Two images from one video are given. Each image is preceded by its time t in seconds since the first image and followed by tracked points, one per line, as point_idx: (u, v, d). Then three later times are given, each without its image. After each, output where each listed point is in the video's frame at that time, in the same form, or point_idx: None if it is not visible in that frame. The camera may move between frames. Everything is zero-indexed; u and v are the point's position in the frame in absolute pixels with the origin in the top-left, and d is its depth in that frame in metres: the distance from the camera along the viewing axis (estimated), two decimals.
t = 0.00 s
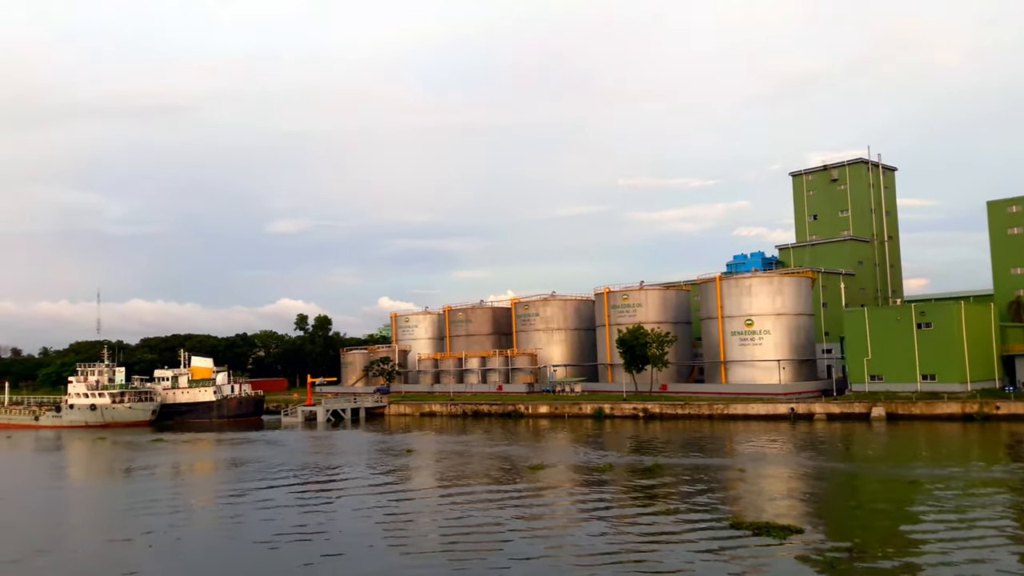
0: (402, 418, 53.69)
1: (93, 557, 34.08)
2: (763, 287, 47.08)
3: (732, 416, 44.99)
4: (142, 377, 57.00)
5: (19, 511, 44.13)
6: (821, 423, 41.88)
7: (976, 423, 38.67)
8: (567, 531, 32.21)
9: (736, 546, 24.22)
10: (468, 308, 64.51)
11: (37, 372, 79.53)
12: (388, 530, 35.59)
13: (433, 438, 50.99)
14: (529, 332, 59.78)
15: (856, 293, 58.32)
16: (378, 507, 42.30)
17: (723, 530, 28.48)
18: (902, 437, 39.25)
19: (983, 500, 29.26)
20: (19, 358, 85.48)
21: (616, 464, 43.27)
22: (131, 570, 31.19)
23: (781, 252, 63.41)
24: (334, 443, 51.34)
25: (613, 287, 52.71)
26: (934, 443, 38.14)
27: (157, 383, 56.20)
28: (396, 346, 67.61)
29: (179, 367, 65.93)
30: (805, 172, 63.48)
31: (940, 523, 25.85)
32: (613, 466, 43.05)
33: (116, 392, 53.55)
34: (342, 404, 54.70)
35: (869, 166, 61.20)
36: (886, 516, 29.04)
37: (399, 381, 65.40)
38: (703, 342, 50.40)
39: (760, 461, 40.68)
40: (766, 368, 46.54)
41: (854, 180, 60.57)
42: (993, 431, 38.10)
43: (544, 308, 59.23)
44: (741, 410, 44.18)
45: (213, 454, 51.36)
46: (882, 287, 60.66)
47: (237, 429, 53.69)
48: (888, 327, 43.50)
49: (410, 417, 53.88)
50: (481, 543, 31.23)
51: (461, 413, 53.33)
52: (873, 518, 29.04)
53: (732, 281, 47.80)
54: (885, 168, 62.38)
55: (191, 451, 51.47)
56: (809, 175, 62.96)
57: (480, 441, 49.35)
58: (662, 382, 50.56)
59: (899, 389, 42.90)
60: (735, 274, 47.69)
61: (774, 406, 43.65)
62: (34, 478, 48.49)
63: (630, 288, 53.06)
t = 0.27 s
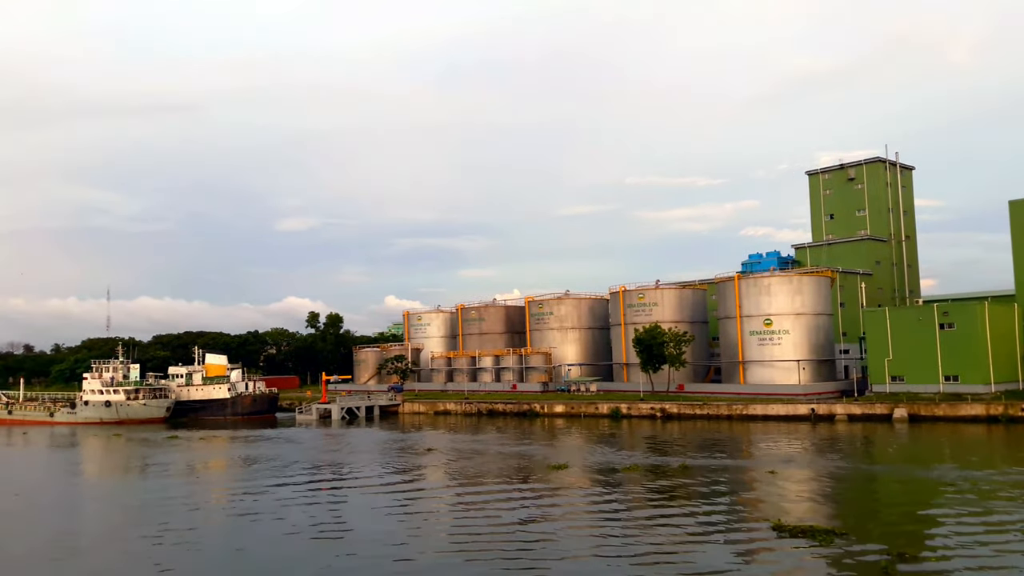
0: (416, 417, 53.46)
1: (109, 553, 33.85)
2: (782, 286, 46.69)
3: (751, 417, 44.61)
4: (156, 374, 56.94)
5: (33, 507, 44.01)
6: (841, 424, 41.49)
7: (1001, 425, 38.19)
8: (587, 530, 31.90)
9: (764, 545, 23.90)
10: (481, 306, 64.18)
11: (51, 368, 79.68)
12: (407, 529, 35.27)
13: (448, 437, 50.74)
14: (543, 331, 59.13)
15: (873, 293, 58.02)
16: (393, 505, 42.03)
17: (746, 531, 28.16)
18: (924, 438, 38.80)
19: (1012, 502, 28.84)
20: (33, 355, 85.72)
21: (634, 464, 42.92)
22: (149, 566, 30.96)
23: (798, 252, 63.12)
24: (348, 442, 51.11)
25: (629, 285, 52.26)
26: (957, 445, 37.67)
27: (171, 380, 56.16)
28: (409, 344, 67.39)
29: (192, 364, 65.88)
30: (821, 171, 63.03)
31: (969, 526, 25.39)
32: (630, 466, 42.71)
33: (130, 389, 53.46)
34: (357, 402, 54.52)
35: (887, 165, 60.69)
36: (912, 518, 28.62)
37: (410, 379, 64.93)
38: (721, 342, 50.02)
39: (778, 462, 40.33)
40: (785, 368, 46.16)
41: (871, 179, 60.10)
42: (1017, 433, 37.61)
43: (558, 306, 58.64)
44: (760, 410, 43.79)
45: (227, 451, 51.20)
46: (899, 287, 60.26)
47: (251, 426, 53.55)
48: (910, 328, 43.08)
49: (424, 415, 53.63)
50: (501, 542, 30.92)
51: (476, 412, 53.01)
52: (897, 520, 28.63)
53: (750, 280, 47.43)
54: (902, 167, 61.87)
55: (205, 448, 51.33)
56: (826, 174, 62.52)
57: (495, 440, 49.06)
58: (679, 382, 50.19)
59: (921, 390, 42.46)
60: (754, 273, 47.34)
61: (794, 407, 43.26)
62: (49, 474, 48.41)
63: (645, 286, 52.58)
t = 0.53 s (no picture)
0: (434, 417, 53.21)
1: (134, 551, 33.70)
2: (804, 286, 46.26)
3: (774, 417, 44.17)
4: (174, 373, 56.93)
5: (53, 507, 43.95)
6: (867, 425, 41.03)
7: None
8: (614, 531, 31.62)
9: (798, 549, 23.52)
10: (497, 306, 63.83)
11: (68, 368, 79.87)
12: (429, 529, 35.00)
13: (466, 436, 50.51)
14: (560, 330, 58.40)
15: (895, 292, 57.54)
16: (415, 505, 41.81)
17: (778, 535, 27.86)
18: (952, 439, 38.29)
19: None
20: (50, 354, 86.00)
21: (656, 464, 42.55)
22: (175, 564, 30.79)
23: (817, 250, 62.78)
24: (366, 442, 50.90)
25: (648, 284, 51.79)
26: (986, 445, 37.15)
27: (188, 379, 56.17)
28: (424, 344, 67.17)
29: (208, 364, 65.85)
30: (840, 169, 62.50)
31: (1005, 529, 24.94)
32: (651, 467, 42.34)
33: (148, 389, 53.42)
34: (375, 402, 54.32)
35: (907, 162, 60.07)
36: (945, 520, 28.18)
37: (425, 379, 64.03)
38: (741, 341, 49.61)
39: (801, 462, 39.91)
40: (808, 368, 45.77)
41: (892, 177, 59.51)
42: None
43: (576, 306, 57.87)
44: (784, 411, 43.33)
45: (246, 451, 51.08)
46: (920, 286, 59.69)
47: (268, 426, 53.41)
48: (935, 327, 42.59)
49: (442, 415, 53.37)
50: (525, 543, 30.61)
51: (494, 412, 52.67)
52: (929, 521, 28.18)
53: (772, 280, 47.03)
54: (923, 165, 61.24)
55: (224, 448, 51.23)
56: (845, 172, 62.00)
57: (514, 441, 48.74)
58: (700, 382, 49.76)
59: (947, 390, 41.97)
60: (776, 272, 46.95)
61: (818, 407, 42.81)
62: (68, 474, 48.38)
63: (664, 285, 52.10)
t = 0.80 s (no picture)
0: (453, 416, 52.97)
1: (159, 551, 33.59)
2: (828, 283, 45.85)
3: (799, 416, 43.72)
4: (192, 373, 56.91)
5: (73, 507, 43.92)
6: (893, 424, 40.58)
7: None
8: (640, 531, 31.30)
9: (832, 552, 23.17)
10: (514, 305, 63.51)
11: (84, 369, 80.06)
12: (452, 529, 34.73)
13: (486, 436, 50.25)
14: (577, 329, 57.92)
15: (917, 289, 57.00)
16: (436, 504, 41.58)
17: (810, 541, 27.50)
18: (981, 437, 37.80)
19: None
20: (66, 354, 86.22)
21: (678, 464, 42.18)
22: (199, 563, 30.62)
23: (837, 247, 62.28)
24: (385, 442, 50.69)
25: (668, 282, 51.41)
26: (1016, 443, 36.64)
27: (206, 379, 56.17)
28: (441, 344, 66.94)
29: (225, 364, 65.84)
30: (860, 166, 62.00)
31: None
32: (674, 466, 41.98)
33: (167, 389, 53.40)
34: (394, 401, 54.16)
35: (929, 158, 59.48)
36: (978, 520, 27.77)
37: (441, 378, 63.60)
38: (763, 339, 49.22)
39: (827, 461, 39.50)
40: (832, 366, 45.39)
41: (913, 173, 58.95)
42: None
43: (594, 305, 57.35)
44: (809, 409, 42.90)
45: (265, 451, 50.95)
46: (942, 283, 59.10)
47: (287, 426, 53.31)
48: (963, 324, 42.07)
49: (461, 414, 53.13)
50: (551, 543, 30.32)
51: (514, 412, 52.35)
52: (963, 521, 27.78)
53: (795, 277, 46.63)
54: (944, 161, 60.64)
55: (243, 448, 51.14)
56: (865, 169, 61.48)
57: (534, 440, 48.48)
58: (721, 381, 49.35)
59: (975, 388, 41.47)
60: (799, 269, 46.55)
61: (843, 406, 42.37)
62: (88, 474, 48.35)
63: (685, 283, 51.70)
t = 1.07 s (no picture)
0: (469, 415, 52.72)
1: (178, 548, 33.43)
2: (849, 281, 45.50)
3: (821, 415, 43.30)
4: (207, 372, 56.85)
5: (91, 506, 43.81)
6: (917, 422, 40.15)
7: None
8: (663, 531, 31.01)
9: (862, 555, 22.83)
10: (529, 303, 62.95)
11: (98, 368, 80.17)
12: (471, 528, 34.45)
13: (503, 435, 49.98)
14: (593, 328, 57.54)
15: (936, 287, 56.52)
16: (456, 503, 41.34)
17: (839, 544, 27.11)
18: (1006, 435, 37.33)
19: None
20: (79, 353, 86.37)
21: (698, 463, 41.82)
22: (215, 562, 30.42)
23: (854, 245, 61.78)
24: (400, 440, 50.47)
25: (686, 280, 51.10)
26: None
27: (222, 378, 56.11)
28: (454, 342, 66.61)
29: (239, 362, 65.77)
30: (877, 162, 61.43)
31: None
32: (693, 465, 41.65)
33: (183, 388, 53.33)
34: (410, 399, 53.96)
35: (947, 155, 58.91)
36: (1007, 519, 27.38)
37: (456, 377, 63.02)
38: (783, 337, 48.85)
39: (849, 460, 39.11)
40: (852, 364, 45.05)
41: (931, 169, 58.37)
42: None
43: (610, 303, 56.98)
44: (831, 408, 42.52)
45: (281, 450, 50.79)
46: (961, 281, 58.58)
47: (303, 424, 53.20)
48: (986, 322, 41.63)
49: (477, 413, 52.88)
50: (572, 543, 30.03)
51: (530, 410, 52.08)
52: (992, 521, 27.40)
53: (816, 274, 46.28)
54: (963, 158, 60.07)
55: (259, 447, 50.99)
56: (882, 166, 60.90)
57: (551, 439, 48.18)
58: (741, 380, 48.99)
59: (999, 386, 41.00)
60: (819, 267, 46.19)
61: (866, 404, 41.98)
62: (104, 473, 48.28)
63: (703, 281, 51.40)
